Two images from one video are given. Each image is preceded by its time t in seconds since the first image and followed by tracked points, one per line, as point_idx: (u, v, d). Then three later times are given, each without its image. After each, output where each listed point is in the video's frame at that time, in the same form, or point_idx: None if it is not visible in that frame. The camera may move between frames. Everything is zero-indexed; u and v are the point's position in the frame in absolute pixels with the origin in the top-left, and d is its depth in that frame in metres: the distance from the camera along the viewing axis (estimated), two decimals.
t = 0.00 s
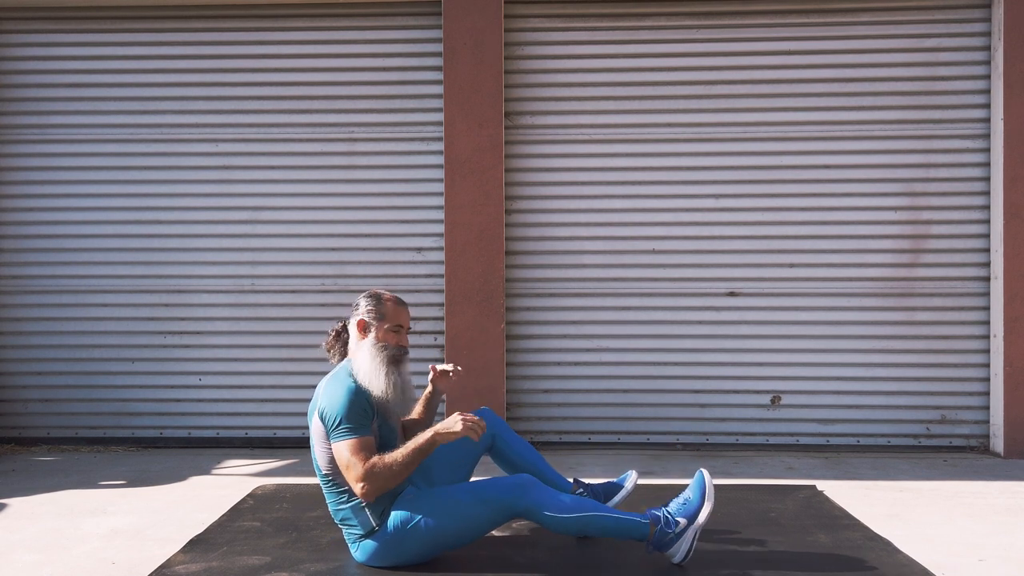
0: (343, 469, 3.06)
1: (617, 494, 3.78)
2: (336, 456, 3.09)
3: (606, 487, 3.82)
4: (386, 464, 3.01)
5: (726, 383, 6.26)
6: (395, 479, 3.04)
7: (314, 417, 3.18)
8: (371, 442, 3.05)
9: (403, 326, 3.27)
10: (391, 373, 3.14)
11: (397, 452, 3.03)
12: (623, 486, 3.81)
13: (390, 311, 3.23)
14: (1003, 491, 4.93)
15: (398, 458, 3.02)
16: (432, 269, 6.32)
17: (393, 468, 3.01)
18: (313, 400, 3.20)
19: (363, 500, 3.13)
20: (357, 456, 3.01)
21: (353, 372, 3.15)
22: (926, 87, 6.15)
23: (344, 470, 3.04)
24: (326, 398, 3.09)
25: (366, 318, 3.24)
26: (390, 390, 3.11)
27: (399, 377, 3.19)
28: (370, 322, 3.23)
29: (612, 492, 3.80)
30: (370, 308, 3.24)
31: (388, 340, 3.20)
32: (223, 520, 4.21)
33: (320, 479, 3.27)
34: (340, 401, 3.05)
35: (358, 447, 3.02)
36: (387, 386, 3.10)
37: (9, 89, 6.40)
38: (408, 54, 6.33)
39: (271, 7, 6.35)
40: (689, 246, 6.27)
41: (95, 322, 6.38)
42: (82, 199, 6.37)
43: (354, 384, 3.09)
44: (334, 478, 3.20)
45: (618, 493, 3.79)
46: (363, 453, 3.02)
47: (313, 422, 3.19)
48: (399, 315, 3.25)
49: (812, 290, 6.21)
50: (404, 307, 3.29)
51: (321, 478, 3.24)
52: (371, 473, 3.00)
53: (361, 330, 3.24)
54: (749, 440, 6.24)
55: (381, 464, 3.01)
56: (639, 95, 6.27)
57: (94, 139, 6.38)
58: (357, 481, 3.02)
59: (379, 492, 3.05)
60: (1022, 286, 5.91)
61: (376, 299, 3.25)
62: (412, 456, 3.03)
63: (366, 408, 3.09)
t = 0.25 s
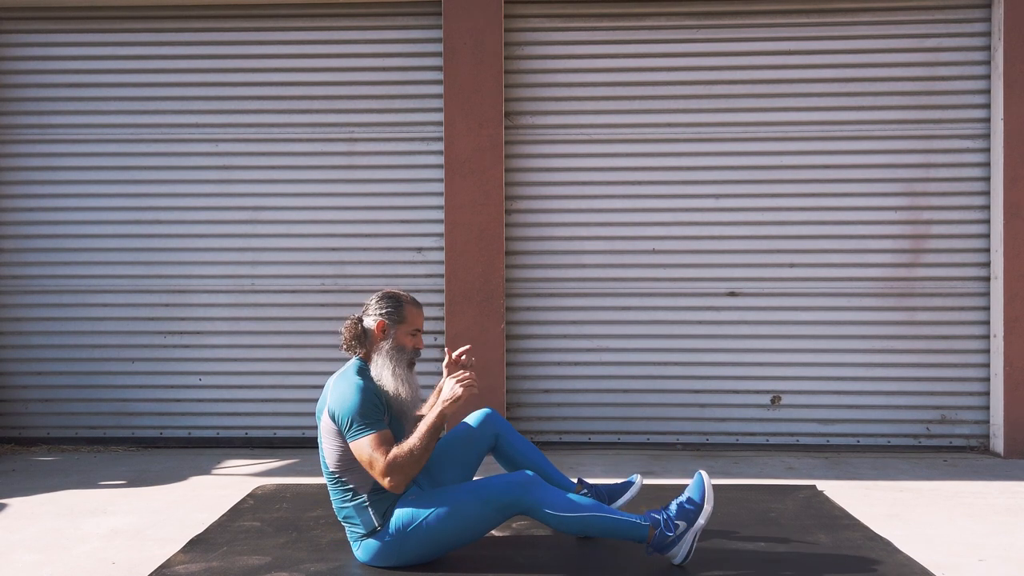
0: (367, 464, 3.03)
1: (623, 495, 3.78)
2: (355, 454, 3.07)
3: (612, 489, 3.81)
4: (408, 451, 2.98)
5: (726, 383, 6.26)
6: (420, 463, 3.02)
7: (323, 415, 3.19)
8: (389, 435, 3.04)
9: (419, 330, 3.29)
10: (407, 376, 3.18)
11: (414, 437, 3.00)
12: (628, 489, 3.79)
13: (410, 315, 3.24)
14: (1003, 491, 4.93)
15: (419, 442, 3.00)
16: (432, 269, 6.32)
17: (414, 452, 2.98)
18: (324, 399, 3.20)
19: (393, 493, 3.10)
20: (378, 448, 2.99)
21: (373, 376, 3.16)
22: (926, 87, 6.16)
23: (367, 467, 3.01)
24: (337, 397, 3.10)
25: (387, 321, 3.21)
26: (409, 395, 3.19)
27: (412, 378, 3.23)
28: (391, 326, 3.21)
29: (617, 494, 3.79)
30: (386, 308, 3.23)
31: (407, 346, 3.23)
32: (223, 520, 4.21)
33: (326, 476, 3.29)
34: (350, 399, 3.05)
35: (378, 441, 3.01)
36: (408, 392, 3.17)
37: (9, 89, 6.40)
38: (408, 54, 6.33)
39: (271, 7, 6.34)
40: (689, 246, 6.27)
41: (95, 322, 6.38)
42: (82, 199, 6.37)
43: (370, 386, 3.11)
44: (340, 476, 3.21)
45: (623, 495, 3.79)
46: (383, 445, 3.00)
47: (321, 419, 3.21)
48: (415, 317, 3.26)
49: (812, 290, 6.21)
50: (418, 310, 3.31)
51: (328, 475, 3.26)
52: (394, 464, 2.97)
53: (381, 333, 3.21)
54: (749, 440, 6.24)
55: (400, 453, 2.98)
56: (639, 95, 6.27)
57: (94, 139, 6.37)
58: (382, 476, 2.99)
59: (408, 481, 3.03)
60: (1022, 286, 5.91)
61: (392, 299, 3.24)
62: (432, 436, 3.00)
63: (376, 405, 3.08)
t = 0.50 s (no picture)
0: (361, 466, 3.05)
1: (625, 496, 3.78)
2: (351, 455, 3.09)
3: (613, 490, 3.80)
4: (403, 458, 3.00)
5: (726, 383, 6.26)
6: (414, 471, 3.03)
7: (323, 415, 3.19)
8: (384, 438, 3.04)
9: (422, 331, 3.26)
10: (409, 377, 3.14)
11: (411, 445, 3.02)
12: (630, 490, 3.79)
13: (412, 316, 3.22)
14: (1003, 491, 4.93)
15: (415, 451, 3.00)
16: (432, 269, 6.32)
17: (409, 460, 2.99)
18: (324, 398, 3.20)
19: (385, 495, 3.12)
20: (373, 451, 3.01)
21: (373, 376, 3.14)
22: (926, 87, 6.16)
23: (362, 469, 3.03)
24: (338, 396, 3.09)
25: (388, 322, 3.19)
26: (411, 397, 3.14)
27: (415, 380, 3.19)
28: (392, 326, 3.19)
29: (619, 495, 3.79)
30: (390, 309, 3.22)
31: (409, 346, 3.19)
32: (224, 520, 4.21)
33: (327, 476, 3.28)
34: (352, 398, 3.05)
35: (374, 444, 3.02)
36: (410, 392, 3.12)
37: (9, 89, 6.40)
38: (408, 54, 6.33)
39: (271, 7, 6.35)
40: (689, 246, 6.27)
41: (95, 322, 6.38)
42: (81, 199, 6.37)
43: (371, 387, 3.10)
44: (341, 476, 3.21)
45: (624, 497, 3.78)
46: (378, 448, 3.02)
47: (322, 419, 3.21)
48: (418, 317, 3.23)
49: (812, 290, 6.21)
50: (422, 311, 3.28)
51: (328, 475, 3.25)
52: (388, 469, 2.99)
53: (383, 333, 3.20)
54: (749, 440, 6.24)
55: (395, 459, 2.99)
56: (639, 95, 6.27)
57: (94, 139, 6.37)
58: (375, 480, 3.01)
59: (400, 486, 3.05)
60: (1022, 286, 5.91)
61: (395, 299, 3.22)
62: (428, 446, 3.00)
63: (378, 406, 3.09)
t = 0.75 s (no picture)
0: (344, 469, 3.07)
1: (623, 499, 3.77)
2: (336, 456, 3.10)
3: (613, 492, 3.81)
4: (388, 463, 3.03)
5: (726, 383, 6.26)
6: (395, 478, 3.07)
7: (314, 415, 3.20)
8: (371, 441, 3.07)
9: (409, 329, 3.27)
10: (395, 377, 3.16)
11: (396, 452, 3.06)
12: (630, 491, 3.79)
13: (395, 315, 3.23)
14: (1003, 491, 4.92)
15: (401, 456, 3.05)
16: (432, 269, 6.32)
17: (393, 465, 3.03)
18: (315, 398, 3.20)
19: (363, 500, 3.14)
20: (358, 453, 3.03)
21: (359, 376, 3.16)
22: (926, 87, 6.15)
23: (344, 470, 3.05)
24: (328, 397, 3.10)
25: (372, 322, 3.21)
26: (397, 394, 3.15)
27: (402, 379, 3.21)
28: (376, 326, 3.21)
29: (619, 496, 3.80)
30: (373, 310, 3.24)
31: (393, 345, 3.20)
32: (223, 520, 4.21)
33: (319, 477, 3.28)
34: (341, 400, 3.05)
35: (358, 447, 3.03)
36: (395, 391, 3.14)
37: (9, 89, 6.40)
38: (408, 54, 6.33)
39: (271, 7, 6.35)
40: (689, 246, 6.27)
41: (95, 322, 6.38)
42: (81, 199, 6.37)
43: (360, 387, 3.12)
44: (334, 478, 3.21)
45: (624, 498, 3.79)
46: (364, 450, 3.04)
47: (313, 420, 3.22)
48: (402, 317, 3.25)
49: (812, 290, 6.21)
50: (408, 309, 3.29)
51: (320, 476, 3.25)
52: (372, 472, 3.02)
53: (367, 334, 3.22)
54: (749, 440, 6.25)
55: (381, 462, 3.03)
56: (639, 95, 6.27)
57: (94, 139, 6.38)
58: (358, 482, 3.03)
59: (380, 491, 3.07)
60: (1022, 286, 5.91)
61: (377, 301, 3.25)
62: (412, 454, 3.06)
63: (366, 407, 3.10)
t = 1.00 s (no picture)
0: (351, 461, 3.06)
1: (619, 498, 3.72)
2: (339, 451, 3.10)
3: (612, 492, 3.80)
4: (389, 446, 2.99)
5: (727, 383, 6.26)
6: (403, 456, 3.04)
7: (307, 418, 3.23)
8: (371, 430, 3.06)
9: (392, 329, 3.29)
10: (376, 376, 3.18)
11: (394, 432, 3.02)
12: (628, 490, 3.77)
13: (374, 313, 3.25)
14: (1003, 491, 4.93)
15: (399, 436, 3.01)
16: (432, 269, 6.32)
17: (395, 447, 3.00)
18: (309, 402, 3.24)
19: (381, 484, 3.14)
20: (360, 444, 3.01)
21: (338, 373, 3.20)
22: (926, 87, 6.15)
23: (352, 463, 3.03)
24: (321, 399, 3.14)
25: (353, 321, 3.28)
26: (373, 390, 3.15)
27: (383, 380, 3.23)
28: (357, 324, 3.26)
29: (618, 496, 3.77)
30: (360, 310, 3.28)
31: (372, 342, 3.22)
32: (223, 520, 4.21)
33: (313, 480, 3.30)
34: (334, 399, 3.10)
35: (360, 437, 3.03)
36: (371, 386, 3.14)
37: (9, 89, 6.40)
38: (408, 54, 6.33)
39: (271, 7, 6.35)
40: (689, 246, 6.27)
41: (95, 322, 6.38)
42: (81, 199, 6.37)
43: (346, 385, 3.13)
44: (327, 480, 3.22)
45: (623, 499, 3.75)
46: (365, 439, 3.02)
47: (305, 422, 3.24)
48: (387, 318, 3.27)
49: (812, 290, 6.21)
50: (392, 310, 3.31)
51: (314, 478, 3.27)
52: (376, 459, 2.99)
53: (348, 333, 3.28)
54: (750, 440, 6.25)
55: (382, 447, 2.99)
56: (639, 95, 6.27)
57: (94, 139, 6.37)
58: (367, 471, 3.02)
59: (394, 473, 3.06)
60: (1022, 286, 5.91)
61: (364, 301, 3.28)
62: (409, 428, 3.01)
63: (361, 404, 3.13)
